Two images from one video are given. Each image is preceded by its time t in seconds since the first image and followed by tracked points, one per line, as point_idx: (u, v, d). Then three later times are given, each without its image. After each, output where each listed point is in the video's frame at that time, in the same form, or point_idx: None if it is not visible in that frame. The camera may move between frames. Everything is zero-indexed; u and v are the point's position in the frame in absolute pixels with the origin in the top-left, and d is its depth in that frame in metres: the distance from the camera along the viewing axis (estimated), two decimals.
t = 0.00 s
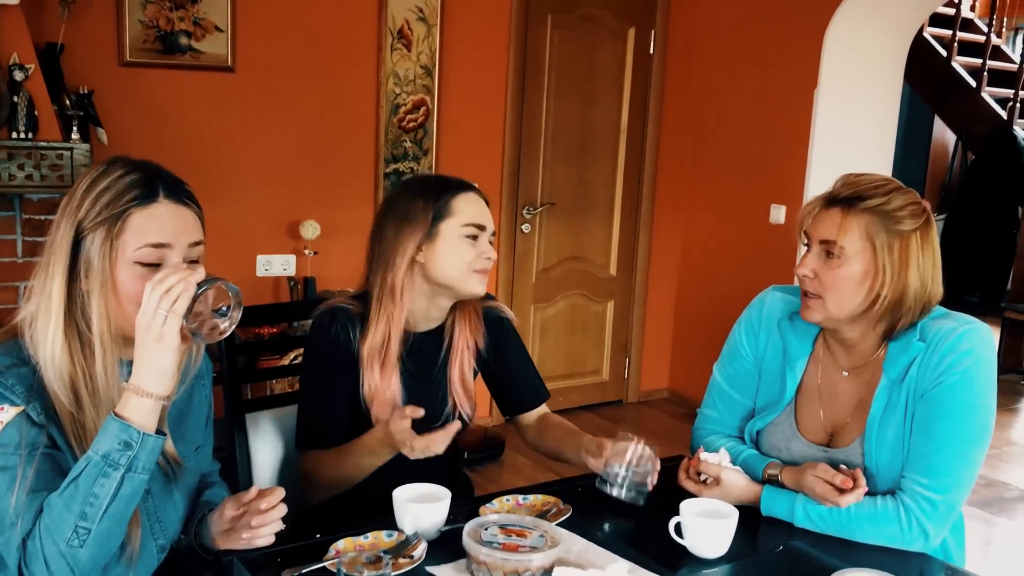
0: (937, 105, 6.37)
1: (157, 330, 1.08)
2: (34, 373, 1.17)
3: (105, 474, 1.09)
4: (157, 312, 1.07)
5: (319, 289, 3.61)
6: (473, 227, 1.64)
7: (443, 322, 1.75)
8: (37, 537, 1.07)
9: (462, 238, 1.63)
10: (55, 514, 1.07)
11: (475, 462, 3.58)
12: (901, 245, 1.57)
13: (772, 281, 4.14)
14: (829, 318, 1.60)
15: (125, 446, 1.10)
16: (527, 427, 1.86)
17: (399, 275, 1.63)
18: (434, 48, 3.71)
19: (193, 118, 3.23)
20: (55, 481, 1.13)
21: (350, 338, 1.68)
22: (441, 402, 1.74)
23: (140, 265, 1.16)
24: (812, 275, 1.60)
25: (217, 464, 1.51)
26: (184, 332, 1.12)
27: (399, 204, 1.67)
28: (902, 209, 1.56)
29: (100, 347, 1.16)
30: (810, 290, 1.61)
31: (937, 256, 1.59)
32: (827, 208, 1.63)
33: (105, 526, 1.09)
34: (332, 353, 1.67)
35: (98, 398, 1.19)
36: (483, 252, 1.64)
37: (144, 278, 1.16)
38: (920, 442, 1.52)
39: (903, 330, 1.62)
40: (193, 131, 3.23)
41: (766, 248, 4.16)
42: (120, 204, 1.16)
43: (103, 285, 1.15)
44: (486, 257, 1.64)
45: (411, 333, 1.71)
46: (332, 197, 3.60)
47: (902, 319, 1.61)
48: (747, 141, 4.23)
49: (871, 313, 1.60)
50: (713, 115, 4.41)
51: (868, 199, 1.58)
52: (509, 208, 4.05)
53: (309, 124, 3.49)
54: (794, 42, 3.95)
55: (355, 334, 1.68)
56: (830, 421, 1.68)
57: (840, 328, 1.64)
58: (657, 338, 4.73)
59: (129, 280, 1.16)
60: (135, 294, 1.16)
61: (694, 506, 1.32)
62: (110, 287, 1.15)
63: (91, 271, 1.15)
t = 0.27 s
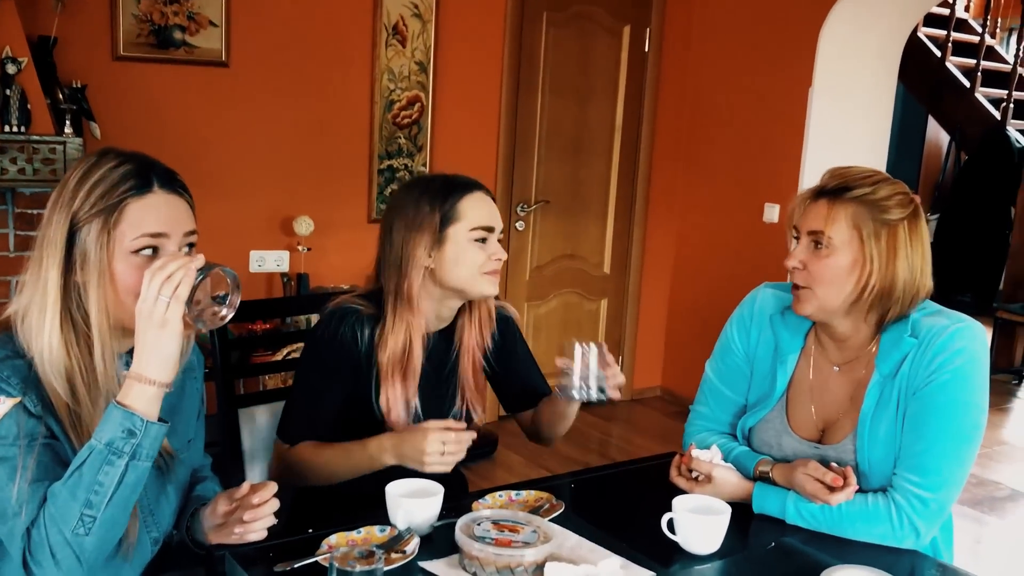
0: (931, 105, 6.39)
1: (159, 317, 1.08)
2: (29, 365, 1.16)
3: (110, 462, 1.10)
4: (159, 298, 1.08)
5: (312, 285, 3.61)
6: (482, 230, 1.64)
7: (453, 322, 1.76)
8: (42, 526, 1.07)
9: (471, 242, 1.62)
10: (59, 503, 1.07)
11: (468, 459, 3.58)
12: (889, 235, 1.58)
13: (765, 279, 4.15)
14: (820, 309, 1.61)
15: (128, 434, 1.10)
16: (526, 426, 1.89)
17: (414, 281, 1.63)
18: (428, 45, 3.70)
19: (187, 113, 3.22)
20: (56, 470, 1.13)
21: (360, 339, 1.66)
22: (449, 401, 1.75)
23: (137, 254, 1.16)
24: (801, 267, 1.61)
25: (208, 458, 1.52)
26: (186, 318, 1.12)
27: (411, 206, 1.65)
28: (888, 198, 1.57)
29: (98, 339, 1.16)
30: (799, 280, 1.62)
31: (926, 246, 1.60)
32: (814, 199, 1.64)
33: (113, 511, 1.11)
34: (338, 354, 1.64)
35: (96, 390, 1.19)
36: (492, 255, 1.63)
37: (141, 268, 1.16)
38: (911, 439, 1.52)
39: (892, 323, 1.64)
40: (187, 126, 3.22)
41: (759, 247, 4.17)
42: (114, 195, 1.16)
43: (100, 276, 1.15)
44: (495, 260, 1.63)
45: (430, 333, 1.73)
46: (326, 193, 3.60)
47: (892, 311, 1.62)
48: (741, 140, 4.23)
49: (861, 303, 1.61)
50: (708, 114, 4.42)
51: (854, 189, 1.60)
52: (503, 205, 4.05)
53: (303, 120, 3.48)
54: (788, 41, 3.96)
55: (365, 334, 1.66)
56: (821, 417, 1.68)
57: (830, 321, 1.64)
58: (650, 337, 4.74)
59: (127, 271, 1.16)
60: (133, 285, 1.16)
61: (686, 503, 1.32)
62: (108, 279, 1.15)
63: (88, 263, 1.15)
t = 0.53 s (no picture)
0: (924, 104, 6.41)
1: (159, 307, 1.10)
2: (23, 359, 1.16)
3: (111, 453, 1.10)
4: (157, 288, 1.09)
5: (305, 281, 3.61)
6: (484, 241, 1.65)
7: (454, 326, 1.78)
8: (44, 518, 1.07)
9: (473, 253, 1.64)
10: (60, 493, 1.08)
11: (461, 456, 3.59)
12: (858, 232, 1.57)
13: (758, 277, 4.16)
14: (819, 318, 1.61)
15: (129, 425, 1.11)
16: (526, 425, 1.93)
17: (415, 286, 1.65)
18: (423, 41, 3.70)
19: (180, 108, 3.21)
20: (56, 463, 1.14)
21: (363, 338, 1.68)
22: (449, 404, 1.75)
23: (132, 246, 1.16)
24: (789, 285, 1.61)
25: (201, 453, 1.52)
26: (184, 308, 1.13)
27: (417, 212, 1.67)
28: (845, 198, 1.57)
29: (94, 332, 1.16)
30: (791, 298, 1.62)
31: (898, 227, 1.59)
32: (778, 216, 1.64)
33: (113, 503, 1.11)
34: (342, 353, 1.66)
35: (92, 383, 1.19)
36: (493, 267, 1.65)
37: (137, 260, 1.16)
38: (905, 436, 1.53)
39: (886, 305, 1.65)
40: (180, 121, 3.22)
41: (752, 245, 4.18)
42: (107, 188, 1.16)
43: (96, 270, 1.15)
44: (497, 272, 1.65)
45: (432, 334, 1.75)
46: (320, 189, 3.59)
47: (881, 297, 1.63)
48: (735, 138, 4.24)
49: (855, 298, 1.61)
50: (701, 112, 4.42)
51: (812, 198, 1.59)
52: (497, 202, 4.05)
53: (297, 116, 3.48)
54: (782, 40, 3.97)
55: (367, 336, 1.68)
56: (815, 412, 1.69)
57: (830, 326, 1.64)
58: (643, 333, 4.75)
59: (122, 264, 1.16)
60: (129, 277, 1.16)
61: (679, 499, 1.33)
62: (104, 273, 1.15)
63: (83, 256, 1.14)
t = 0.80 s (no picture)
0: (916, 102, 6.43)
1: (151, 297, 1.09)
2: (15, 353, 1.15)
3: (105, 445, 1.09)
4: (149, 279, 1.09)
5: (298, 278, 3.60)
6: (489, 248, 1.64)
7: (457, 330, 1.77)
8: (39, 510, 1.07)
9: (477, 261, 1.64)
10: (54, 486, 1.07)
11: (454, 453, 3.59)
12: (853, 225, 1.58)
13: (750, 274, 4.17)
14: (793, 301, 1.63)
15: (124, 416, 1.10)
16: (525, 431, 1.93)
17: (415, 293, 1.65)
18: (415, 38, 3.69)
19: (172, 104, 3.20)
20: (49, 457, 1.13)
21: (371, 338, 1.67)
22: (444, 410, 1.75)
23: (123, 239, 1.16)
24: (772, 263, 1.63)
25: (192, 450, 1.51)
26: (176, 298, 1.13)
27: (423, 216, 1.66)
28: (850, 189, 1.58)
29: (87, 326, 1.16)
30: (771, 275, 1.64)
31: (890, 233, 1.61)
32: (780, 194, 1.65)
33: (107, 497, 1.10)
34: (350, 351, 1.65)
35: (84, 377, 1.18)
36: (496, 275, 1.65)
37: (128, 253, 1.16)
38: (892, 432, 1.54)
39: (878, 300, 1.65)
40: (172, 118, 3.20)
41: (745, 242, 4.19)
42: (97, 181, 1.15)
43: (88, 263, 1.14)
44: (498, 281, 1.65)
45: (433, 339, 1.74)
46: (312, 186, 3.59)
47: (856, 299, 1.62)
48: (728, 136, 4.25)
49: (830, 292, 1.61)
50: (694, 109, 4.42)
51: (818, 182, 1.60)
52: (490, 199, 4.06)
53: (289, 113, 3.47)
54: (775, 37, 3.97)
55: (374, 335, 1.67)
56: (803, 409, 1.69)
57: (804, 313, 1.66)
58: (636, 331, 4.75)
59: (114, 257, 1.15)
60: (120, 270, 1.16)
61: (670, 495, 1.32)
62: (96, 266, 1.15)
63: (74, 249, 1.14)
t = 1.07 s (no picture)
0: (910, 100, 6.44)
1: (146, 293, 1.09)
2: (11, 352, 1.15)
3: (101, 442, 1.09)
4: (145, 275, 1.08)
5: (292, 277, 3.59)
6: (512, 270, 1.54)
7: (483, 347, 1.70)
8: (35, 508, 1.07)
9: (499, 284, 1.54)
10: (50, 484, 1.07)
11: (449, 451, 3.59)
12: (850, 220, 1.59)
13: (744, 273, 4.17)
14: (788, 294, 1.63)
15: (119, 413, 1.10)
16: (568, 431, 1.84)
17: (433, 317, 1.56)
18: (410, 36, 3.69)
19: (165, 103, 3.19)
20: (46, 455, 1.13)
21: (384, 359, 1.61)
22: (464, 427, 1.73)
23: (118, 237, 1.15)
24: (768, 254, 1.63)
25: (188, 450, 1.51)
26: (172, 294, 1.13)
27: (444, 236, 1.56)
28: (850, 183, 1.59)
29: (82, 324, 1.15)
30: (766, 267, 1.64)
31: (888, 232, 1.61)
32: (780, 187, 1.66)
33: (104, 494, 1.10)
34: (360, 370, 1.59)
35: (80, 377, 1.18)
36: (520, 298, 1.55)
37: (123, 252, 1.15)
38: (887, 431, 1.54)
39: (871, 304, 1.66)
40: (165, 116, 3.20)
41: (739, 240, 4.20)
42: (91, 179, 1.15)
43: (82, 261, 1.14)
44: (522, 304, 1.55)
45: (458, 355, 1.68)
46: (307, 185, 3.58)
47: (854, 295, 1.62)
48: (722, 134, 4.25)
49: (827, 286, 1.61)
50: (688, 107, 4.43)
51: (818, 176, 1.62)
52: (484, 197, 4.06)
53: (283, 111, 3.46)
54: (769, 36, 3.98)
55: (389, 356, 1.61)
56: (797, 408, 1.69)
57: (797, 309, 1.66)
58: (631, 329, 4.76)
59: (109, 255, 1.15)
60: (116, 269, 1.15)
61: (665, 493, 1.32)
62: (90, 265, 1.14)
63: (69, 248, 1.13)
